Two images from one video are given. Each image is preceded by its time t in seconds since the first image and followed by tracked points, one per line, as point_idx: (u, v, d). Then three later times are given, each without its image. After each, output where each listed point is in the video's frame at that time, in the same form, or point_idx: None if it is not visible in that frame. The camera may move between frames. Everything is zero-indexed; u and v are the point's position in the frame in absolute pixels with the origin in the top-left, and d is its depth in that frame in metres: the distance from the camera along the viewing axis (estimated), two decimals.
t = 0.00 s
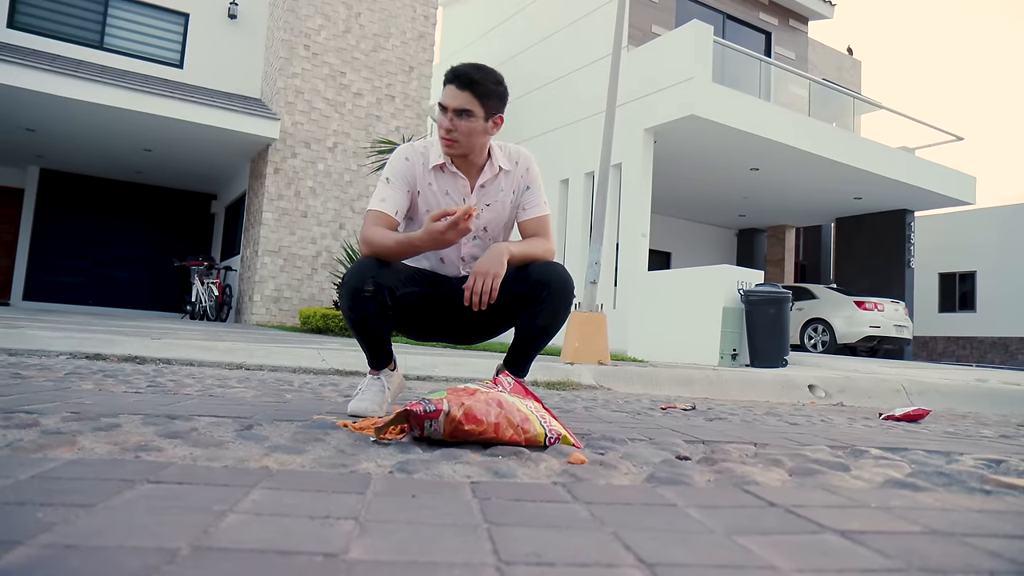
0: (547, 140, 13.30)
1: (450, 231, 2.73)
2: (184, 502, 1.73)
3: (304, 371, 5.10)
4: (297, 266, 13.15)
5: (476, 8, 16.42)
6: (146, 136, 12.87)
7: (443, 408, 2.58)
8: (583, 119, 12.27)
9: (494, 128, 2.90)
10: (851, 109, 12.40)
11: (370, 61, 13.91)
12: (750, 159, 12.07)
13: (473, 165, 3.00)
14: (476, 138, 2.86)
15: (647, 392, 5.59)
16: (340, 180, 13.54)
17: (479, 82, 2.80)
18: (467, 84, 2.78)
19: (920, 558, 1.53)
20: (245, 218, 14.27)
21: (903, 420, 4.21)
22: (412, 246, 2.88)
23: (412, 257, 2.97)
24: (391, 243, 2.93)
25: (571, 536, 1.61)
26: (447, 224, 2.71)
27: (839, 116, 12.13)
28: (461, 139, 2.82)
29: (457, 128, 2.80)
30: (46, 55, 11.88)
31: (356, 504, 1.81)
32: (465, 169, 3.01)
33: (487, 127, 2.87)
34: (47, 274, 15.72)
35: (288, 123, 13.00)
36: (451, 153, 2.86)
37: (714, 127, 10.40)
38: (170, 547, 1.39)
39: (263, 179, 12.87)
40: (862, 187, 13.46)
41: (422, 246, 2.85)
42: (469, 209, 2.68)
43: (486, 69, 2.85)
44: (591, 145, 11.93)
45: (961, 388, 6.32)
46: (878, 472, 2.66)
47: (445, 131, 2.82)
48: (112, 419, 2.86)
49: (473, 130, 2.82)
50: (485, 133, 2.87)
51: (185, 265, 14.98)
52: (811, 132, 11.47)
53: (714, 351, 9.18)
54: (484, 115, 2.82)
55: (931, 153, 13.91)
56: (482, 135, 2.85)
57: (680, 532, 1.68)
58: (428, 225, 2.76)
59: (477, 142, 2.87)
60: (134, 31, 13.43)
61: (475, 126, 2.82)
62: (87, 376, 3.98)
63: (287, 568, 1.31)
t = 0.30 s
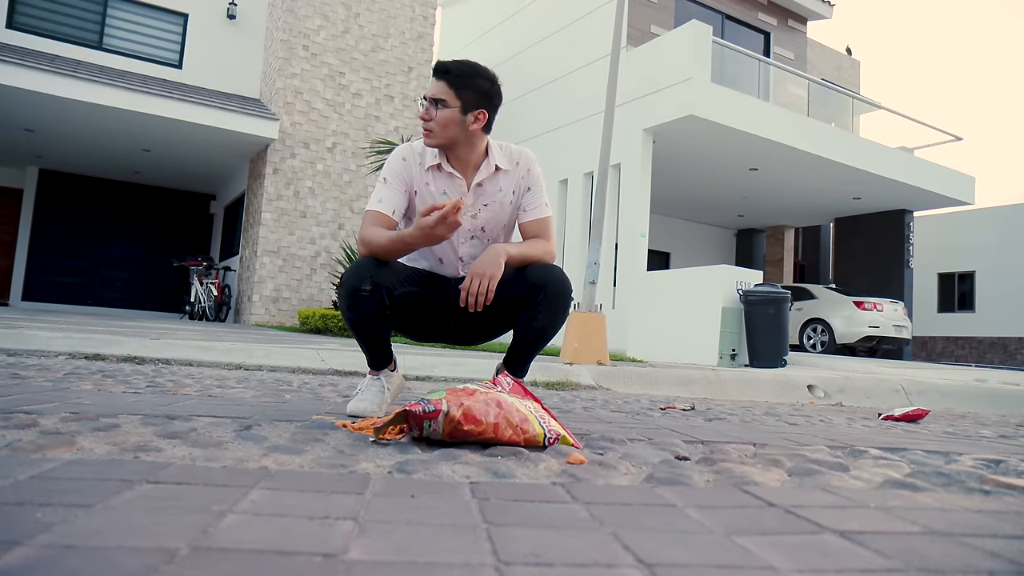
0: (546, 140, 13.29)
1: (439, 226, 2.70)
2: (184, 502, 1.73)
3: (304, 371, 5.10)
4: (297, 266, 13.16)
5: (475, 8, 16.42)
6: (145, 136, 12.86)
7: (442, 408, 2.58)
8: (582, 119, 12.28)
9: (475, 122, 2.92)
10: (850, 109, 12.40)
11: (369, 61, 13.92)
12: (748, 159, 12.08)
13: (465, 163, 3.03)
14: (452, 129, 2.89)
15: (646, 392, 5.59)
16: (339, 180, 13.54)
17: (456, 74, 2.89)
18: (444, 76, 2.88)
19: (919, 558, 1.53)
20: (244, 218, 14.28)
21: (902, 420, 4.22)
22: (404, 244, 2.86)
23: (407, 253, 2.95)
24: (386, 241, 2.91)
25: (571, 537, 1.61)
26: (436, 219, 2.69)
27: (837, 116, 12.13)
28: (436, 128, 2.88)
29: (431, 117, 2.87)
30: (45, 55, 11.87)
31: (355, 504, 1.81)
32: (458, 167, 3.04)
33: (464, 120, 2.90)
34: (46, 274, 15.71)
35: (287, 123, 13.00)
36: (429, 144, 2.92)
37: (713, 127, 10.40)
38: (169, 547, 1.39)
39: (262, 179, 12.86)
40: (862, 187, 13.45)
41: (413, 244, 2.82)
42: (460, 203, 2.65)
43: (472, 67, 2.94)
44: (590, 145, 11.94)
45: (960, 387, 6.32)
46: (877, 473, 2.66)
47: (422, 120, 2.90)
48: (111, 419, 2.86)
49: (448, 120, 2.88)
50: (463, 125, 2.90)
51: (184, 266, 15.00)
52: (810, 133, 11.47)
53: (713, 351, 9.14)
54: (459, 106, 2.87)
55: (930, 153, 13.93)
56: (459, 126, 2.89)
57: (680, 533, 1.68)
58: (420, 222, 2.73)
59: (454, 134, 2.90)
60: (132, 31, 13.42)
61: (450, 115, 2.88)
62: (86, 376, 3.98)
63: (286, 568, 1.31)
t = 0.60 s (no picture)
0: (546, 140, 13.29)
1: (434, 220, 2.71)
2: (183, 503, 1.73)
3: (303, 372, 5.11)
4: (296, 267, 13.16)
5: (474, 9, 16.43)
6: (145, 136, 12.87)
7: (442, 408, 2.58)
8: (581, 120, 12.29)
9: (474, 120, 2.93)
10: (850, 109, 12.41)
11: (368, 61, 13.93)
12: (748, 160, 12.09)
13: (462, 162, 3.04)
14: (450, 127, 2.89)
15: (645, 393, 5.59)
16: (338, 181, 13.54)
17: (454, 72, 2.91)
18: (443, 73, 2.90)
19: (919, 558, 1.54)
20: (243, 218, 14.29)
21: (901, 421, 4.22)
22: (400, 241, 2.86)
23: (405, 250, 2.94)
24: (383, 240, 2.90)
25: (570, 538, 1.61)
26: (429, 212, 2.69)
27: (836, 117, 12.13)
28: (433, 126, 2.88)
29: (429, 114, 2.88)
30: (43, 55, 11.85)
31: (354, 505, 1.81)
32: (455, 166, 3.05)
33: (463, 117, 2.90)
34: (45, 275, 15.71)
35: (286, 124, 13.00)
36: (427, 142, 2.92)
37: (713, 127, 10.40)
38: (168, 548, 1.39)
39: (261, 179, 12.85)
40: (861, 188, 13.46)
41: (409, 240, 2.82)
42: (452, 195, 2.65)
43: (471, 66, 2.96)
44: (589, 145, 11.94)
45: (959, 388, 6.33)
46: (876, 473, 2.66)
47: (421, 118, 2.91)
48: (110, 419, 2.86)
49: (446, 116, 2.88)
50: (462, 123, 2.90)
51: (183, 266, 15.01)
52: (809, 134, 11.47)
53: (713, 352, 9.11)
54: (457, 102, 2.88)
55: (929, 153, 13.94)
56: (457, 123, 2.89)
57: (679, 534, 1.68)
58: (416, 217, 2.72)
59: (453, 131, 2.90)
60: (131, 31, 13.42)
61: (449, 112, 2.88)
62: (85, 377, 3.99)
63: (286, 568, 1.31)
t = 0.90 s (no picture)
0: (545, 140, 13.29)
1: (433, 220, 2.71)
2: (183, 503, 1.73)
3: (303, 371, 5.11)
4: (296, 267, 13.15)
5: (474, 9, 16.43)
6: (144, 136, 12.87)
7: (441, 408, 2.58)
8: (581, 120, 12.30)
9: (476, 119, 2.94)
10: (849, 110, 12.41)
11: (367, 61, 13.92)
12: (748, 160, 12.09)
13: (460, 162, 3.04)
14: (454, 127, 2.90)
15: (644, 393, 5.59)
16: (338, 181, 13.54)
17: (457, 70, 2.90)
18: (445, 72, 2.90)
19: (918, 558, 1.54)
20: (243, 218, 14.28)
21: (900, 421, 4.23)
22: (399, 242, 2.86)
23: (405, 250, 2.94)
24: (383, 239, 2.90)
25: (570, 538, 1.61)
26: (428, 212, 2.69)
27: (836, 117, 12.13)
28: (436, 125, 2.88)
29: (432, 113, 2.88)
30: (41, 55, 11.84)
31: (354, 505, 1.81)
32: (453, 166, 3.04)
33: (467, 116, 2.90)
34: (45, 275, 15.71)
35: (286, 124, 13.01)
36: (428, 141, 2.91)
37: (713, 127, 10.41)
38: (167, 548, 1.39)
39: (261, 179, 12.85)
40: (861, 188, 13.46)
41: (406, 240, 2.82)
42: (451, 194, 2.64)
43: (471, 66, 2.96)
44: (589, 145, 11.95)
45: (958, 387, 6.34)
46: (875, 474, 2.65)
47: (423, 117, 2.90)
48: (109, 419, 2.86)
49: (450, 116, 2.88)
50: (464, 123, 2.91)
51: (183, 266, 15.01)
52: (809, 134, 11.48)
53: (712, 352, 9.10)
54: (461, 101, 2.88)
55: (928, 153, 13.95)
56: (460, 122, 2.89)
57: (679, 534, 1.68)
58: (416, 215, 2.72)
59: (455, 131, 2.90)
60: (130, 31, 13.41)
61: (452, 111, 2.89)
62: (84, 377, 3.99)
63: (286, 568, 1.31)
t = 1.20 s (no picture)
0: (545, 141, 13.29)
1: (438, 226, 2.71)
2: (182, 503, 1.73)
3: (302, 372, 5.12)
4: (296, 267, 13.15)
5: (473, 10, 16.44)
6: (145, 137, 12.87)
7: (440, 409, 2.58)
8: (580, 121, 12.31)
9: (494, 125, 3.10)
10: (848, 111, 12.42)
11: (367, 62, 13.92)
12: (748, 161, 12.10)
13: (457, 161, 3.03)
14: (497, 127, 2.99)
15: (644, 394, 5.60)
16: (338, 182, 13.54)
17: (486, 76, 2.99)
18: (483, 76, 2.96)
19: (917, 559, 1.54)
20: (242, 218, 14.28)
21: (900, 422, 4.23)
22: (400, 245, 2.85)
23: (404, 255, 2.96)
24: (378, 242, 2.90)
25: (569, 539, 1.61)
26: (434, 218, 2.68)
27: (835, 118, 12.14)
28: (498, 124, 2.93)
29: (493, 115, 2.91)
30: (40, 56, 11.83)
31: (353, 506, 1.81)
32: (449, 164, 3.03)
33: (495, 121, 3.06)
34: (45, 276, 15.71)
35: (286, 125, 13.01)
36: (486, 141, 2.91)
37: (713, 128, 10.42)
38: (167, 549, 1.38)
39: (261, 180, 12.86)
40: (860, 189, 13.46)
41: (408, 245, 2.83)
42: (455, 203, 2.67)
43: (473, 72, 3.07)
44: (589, 146, 11.95)
45: (957, 389, 6.34)
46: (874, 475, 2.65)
47: (486, 116, 2.89)
48: (109, 420, 2.86)
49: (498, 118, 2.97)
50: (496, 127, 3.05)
51: (183, 267, 15.01)
52: (809, 135, 11.48)
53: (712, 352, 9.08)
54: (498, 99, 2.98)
55: (927, 154, 13.95)
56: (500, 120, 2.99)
57: (678, 535, 1.68)
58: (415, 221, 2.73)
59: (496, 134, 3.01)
60: (129, 32, 13.41)
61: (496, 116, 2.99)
62: (84, 377, 3.99)
63: (285, 569, 1.31)
